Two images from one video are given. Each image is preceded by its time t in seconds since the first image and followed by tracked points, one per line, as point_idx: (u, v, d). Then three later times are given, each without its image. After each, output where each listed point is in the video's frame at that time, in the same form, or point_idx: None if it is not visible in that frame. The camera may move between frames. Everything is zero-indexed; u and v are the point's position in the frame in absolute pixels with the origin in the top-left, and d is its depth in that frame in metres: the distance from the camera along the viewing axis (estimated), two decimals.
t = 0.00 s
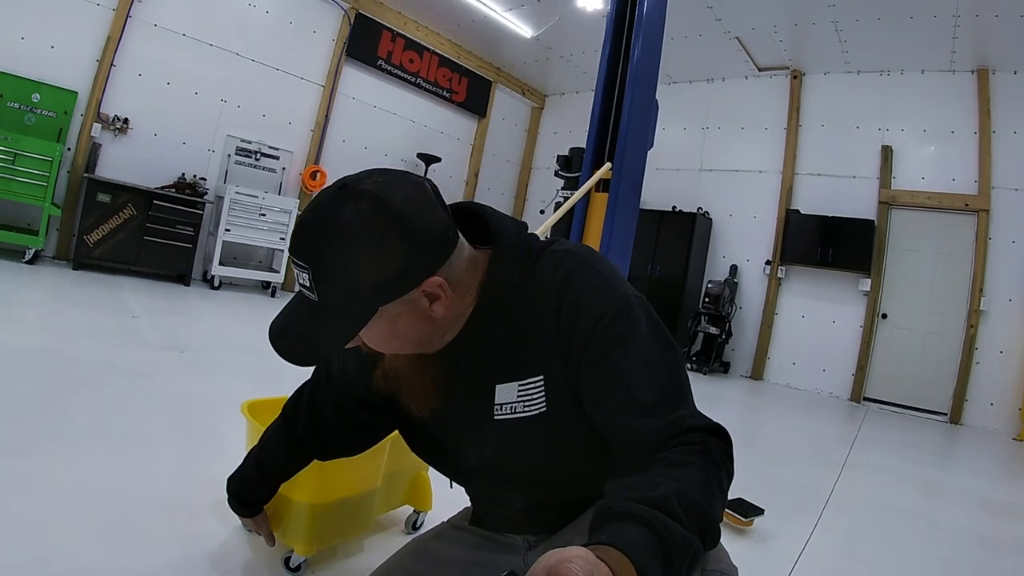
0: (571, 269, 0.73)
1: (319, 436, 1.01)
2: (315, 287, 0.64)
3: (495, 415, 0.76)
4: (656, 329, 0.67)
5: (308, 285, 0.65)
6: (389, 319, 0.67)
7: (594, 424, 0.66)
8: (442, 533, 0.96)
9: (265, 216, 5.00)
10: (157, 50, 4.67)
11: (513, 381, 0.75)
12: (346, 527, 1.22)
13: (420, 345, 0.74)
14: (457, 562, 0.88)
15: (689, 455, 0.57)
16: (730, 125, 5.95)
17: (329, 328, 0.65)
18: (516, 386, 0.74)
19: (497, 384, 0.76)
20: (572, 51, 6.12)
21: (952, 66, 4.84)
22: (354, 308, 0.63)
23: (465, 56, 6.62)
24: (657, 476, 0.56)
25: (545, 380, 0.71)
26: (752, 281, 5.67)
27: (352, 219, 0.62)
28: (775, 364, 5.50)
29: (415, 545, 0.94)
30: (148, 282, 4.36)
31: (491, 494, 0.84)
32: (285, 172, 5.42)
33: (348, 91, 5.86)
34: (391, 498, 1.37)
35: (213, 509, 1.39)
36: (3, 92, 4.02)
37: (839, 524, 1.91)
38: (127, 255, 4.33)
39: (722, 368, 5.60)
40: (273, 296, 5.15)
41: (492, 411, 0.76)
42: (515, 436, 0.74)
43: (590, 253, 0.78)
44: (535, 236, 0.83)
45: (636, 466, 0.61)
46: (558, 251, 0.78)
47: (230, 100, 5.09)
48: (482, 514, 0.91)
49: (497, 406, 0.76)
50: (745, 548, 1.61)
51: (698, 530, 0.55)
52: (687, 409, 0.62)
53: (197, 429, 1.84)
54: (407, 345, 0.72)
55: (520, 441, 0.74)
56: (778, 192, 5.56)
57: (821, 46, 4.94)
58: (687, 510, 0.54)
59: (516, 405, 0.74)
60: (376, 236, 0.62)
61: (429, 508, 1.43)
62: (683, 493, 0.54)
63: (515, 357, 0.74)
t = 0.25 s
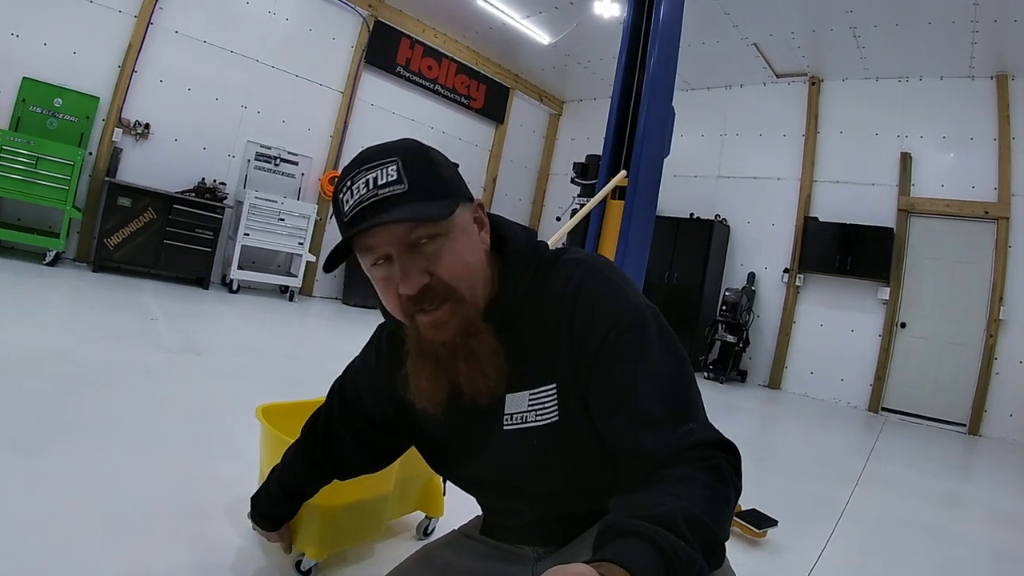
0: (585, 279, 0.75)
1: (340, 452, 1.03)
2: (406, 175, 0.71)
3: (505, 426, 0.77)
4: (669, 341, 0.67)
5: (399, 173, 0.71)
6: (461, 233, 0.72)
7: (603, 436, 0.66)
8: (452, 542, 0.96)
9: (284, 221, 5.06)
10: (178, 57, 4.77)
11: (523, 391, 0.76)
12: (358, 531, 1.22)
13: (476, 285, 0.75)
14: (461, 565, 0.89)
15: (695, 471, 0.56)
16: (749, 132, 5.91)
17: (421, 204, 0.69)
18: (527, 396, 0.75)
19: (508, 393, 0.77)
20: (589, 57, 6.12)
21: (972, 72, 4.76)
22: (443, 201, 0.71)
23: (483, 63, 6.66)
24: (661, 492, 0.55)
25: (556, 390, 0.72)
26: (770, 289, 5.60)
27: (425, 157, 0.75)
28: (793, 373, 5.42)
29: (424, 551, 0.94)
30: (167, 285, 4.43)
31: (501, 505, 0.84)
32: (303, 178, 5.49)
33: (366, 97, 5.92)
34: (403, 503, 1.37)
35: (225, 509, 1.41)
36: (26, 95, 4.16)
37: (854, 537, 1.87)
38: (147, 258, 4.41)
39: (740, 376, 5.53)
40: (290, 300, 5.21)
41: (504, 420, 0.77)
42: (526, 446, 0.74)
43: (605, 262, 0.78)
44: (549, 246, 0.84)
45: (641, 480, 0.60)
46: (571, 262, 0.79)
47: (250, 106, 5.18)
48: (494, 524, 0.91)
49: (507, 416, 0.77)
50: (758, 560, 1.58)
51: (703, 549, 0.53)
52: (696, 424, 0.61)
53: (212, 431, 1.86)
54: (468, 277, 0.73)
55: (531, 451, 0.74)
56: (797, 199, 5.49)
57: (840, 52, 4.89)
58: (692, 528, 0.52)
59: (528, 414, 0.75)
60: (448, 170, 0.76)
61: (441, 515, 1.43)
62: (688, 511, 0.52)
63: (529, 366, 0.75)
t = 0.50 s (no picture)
0: (609, 278, 0.76)
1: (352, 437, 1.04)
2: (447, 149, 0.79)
3: (520, 424, 0.77)
4: (690, 345, 0.67)
5: (441, 147, 0.78)
6: (491, 207, 0.81)
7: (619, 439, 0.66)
8: (459, 546, 0.95)
9: (292, 219, 5.08)
10: (185, 58, 4.79)
11: (540, 389, 0.75)
12: (364, 532, 1.22)
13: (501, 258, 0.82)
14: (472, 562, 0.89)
15: (708, 482, 0.56)
16: (758, 127, 5.86)
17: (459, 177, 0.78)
18: (543, 394, 0.75)
19: (525, 391, 0.77)
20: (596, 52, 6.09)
21: (983, 66, 4.70)
22: (477, 175, 0.80)
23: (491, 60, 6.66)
24: (678, 504, 0.55)
25: (575, 389, 0.72)
26: (780, 285, 5.56)
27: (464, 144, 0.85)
28: (804, 370, 5.38)
29: (429, 556, 0.93)
30: (178, 283, 4.47)
31: (509, 508, 0.83)
32: (311, 176, 5.50)
33: (374, 95, 5.92)
34: (410, 503, 1.37)
35: (233, 509, 1.41)
36: (36, 97, 4.20)
37: (863, 538, 1.86)
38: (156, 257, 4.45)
39: (749, 373, 5.50)
40: (299, 297, 5.24)
41: (518, 419, 0.77)
42: (539, 447, 0.74)
43: (628, 263, 0.80)
44: (569, 247, 0.87)
45: (654, 488, 0.59)
46: (593, 264, 0.81)
47: (258, 105, 5.20)
48: (501, 526, 0.91)
49: (522, 414, 0.77)
50: (766, 561, 1.57)
51: (716, 562, 0.52)
52: (712, 433, 0.61)
53: (221, 430, 1.88)
54: (496, 248, 0.81)
55: (543, 452, 0.74)
56: (807, 195, 5.44)
57: (849, 46, 4.84)
58: (705, 539, 0.52)
59: (544, 413, 0.74)
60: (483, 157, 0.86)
61: (447, 515, 1.43)
62: (701, 524, 0.52)
63: (548, 362, 0.76)
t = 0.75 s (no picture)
0: (656, 279, 0.72)
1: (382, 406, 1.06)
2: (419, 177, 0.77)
3: (551, 409, 0.76)
4: (728, 357, 0.65)
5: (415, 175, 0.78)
6: (471, 222, 0.73)
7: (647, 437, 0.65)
8: (463, 547, 0.94)
9: (290, 215, 5.06)
10: (178, 54, 4.76)
11: (577, 376, 0.75)
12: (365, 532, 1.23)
13: (487, 274, 0.77)
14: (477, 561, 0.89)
15: (725, 495, 0.55)
16: (756, 114, 5.83)
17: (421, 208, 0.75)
18: (579, 381, 0.74)
19: (560, 376, 0.76)
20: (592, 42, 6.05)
21: (982, 51, 4.67)
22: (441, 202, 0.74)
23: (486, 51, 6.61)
24: (692, 514, 0.54)
25: (611, 382, 0.70)
26: (780, 273, 5.56)
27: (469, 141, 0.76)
28: (804, 358, 5.40)
29: (431, 559, 0.93)
30: (176, 281, 4.46)
31: (524, 498, 0.84)
32: (308, 171, 5.48)
33: (369, 87, 5.88)
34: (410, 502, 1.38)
35: (233, 510, 1.41)
36: (30, 98, 4.18)
37: (865, 528, 1.86)
38: (154, 254, 4.44)
39: (750, 362, 5.51)
40: (298, 292, 5.23)
41: (550, 403, 0.76)
42: (563, 436, 0.73)
43: (679, 268, 0.76)
44: (624, 245, 0.84)
45: (669, 494, 0.59)
46: (644, 262, 0.78)
47: (253, 100, 5.17)
48: (512, 521, 0.91)
49: (555, 399, 0.76)
50: (769, 553, 1.58)
51: None
52: (738, 445, 0.59)
53: (223, 430, 1.88)
54: (478, 266, 0.76)
55: (565, 443, 0.73)
56: (806, 182, 5.43)
57: (847, 31, 4.80)
58: (717, 552, 0.51)
59: (576, 400, 0.73)
60: (489, 152, 0.74)
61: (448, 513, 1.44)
62: (714, 535, 0.52)
63: (581, 353, 0.75)
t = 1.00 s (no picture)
0: (681, 279, 0.72)
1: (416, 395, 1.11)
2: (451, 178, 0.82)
3: (572, 398, 0.75)
4: (750, 363, 0.65)
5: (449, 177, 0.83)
6: (489, 220, 0.77)
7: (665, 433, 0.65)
8: (463, 550, 0.95)
9: (270, 216, 5.02)
10: (153, 58, 4.68)
11: (598, 368, 0.75)
12: (356, 534, 1.22)
13: (507, 269, 0.81)
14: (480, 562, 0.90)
15: (735, 494, 0.55)
16: (735, 101, 5.85)
17: (450, 209, 0.81)
18: (600, 373, 0.74)
19: (583, 366, 0.77)
20: (571, 33, 6.02)
21: (960, 32, 4.72)
22: (462, 205, 0.79)
23: (464, 45, 6.58)
24: (699, 513, 0.54)
25: (631, 375, 0.70)
26: (763, 259, 5.60)
27: (489, 143, 0.78)
28: (791, 341, 5.46)
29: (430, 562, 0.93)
30: (160, 288, 4.40)
31: (534, 488, 0.84)
32: (288, 171, 5.41)
33: (347, 85, 5.82)
34: (400, 502, 1.37)
35: (223, 520, 1.39)
36: (4, 108, 4.07)
37: (859, 510, 1.89)
38: (136, 262, 4.38)
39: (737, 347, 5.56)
40: (282, 294, 5.18)
41: (572, 390, 0.76)
42: (580, 425, 0.73)
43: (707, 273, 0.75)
44: (656, 248, 0.84)
45: (680, 494, 0.59)
46: (672, 263, 0.78)
47: (230, 102, 5.09)
48: (518, 517, 0.92)
49: (576, 389, 0.75)
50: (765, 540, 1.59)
51: None
52: (752, 447, 0.60)
53: (213, 438, 1.85)
54: (499, 261, 0.80)
55: (581, 433, 0.73)
56: (787, 167, 5.47)
57: (824, 16, 4.83)
58: (722, 550, 0.51)
59: (597, 391, 0.73)
60: (505, 154, 0.76)
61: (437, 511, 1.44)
62: (719, 535, 0.52)
63: (603, 344, 0.75)
